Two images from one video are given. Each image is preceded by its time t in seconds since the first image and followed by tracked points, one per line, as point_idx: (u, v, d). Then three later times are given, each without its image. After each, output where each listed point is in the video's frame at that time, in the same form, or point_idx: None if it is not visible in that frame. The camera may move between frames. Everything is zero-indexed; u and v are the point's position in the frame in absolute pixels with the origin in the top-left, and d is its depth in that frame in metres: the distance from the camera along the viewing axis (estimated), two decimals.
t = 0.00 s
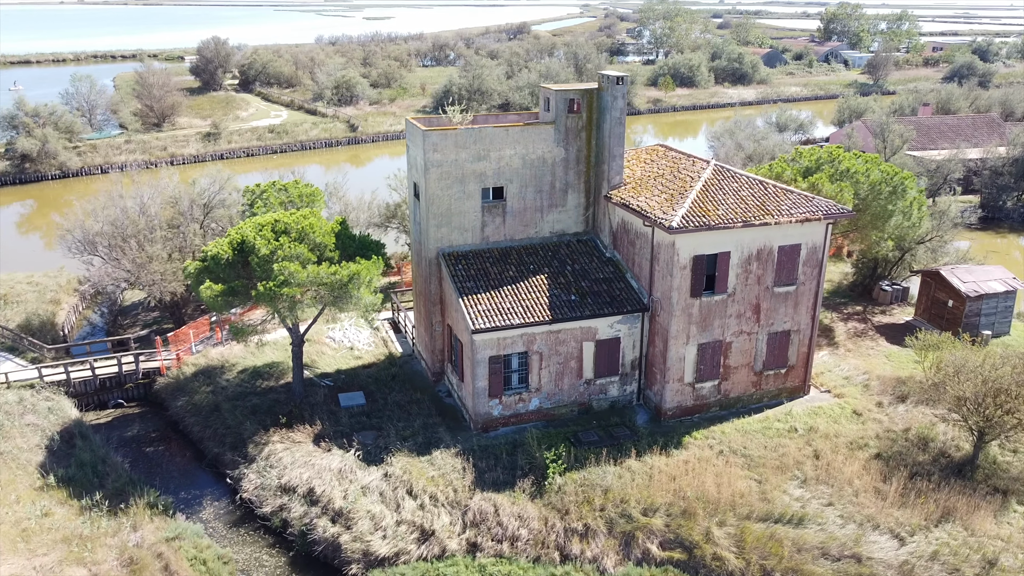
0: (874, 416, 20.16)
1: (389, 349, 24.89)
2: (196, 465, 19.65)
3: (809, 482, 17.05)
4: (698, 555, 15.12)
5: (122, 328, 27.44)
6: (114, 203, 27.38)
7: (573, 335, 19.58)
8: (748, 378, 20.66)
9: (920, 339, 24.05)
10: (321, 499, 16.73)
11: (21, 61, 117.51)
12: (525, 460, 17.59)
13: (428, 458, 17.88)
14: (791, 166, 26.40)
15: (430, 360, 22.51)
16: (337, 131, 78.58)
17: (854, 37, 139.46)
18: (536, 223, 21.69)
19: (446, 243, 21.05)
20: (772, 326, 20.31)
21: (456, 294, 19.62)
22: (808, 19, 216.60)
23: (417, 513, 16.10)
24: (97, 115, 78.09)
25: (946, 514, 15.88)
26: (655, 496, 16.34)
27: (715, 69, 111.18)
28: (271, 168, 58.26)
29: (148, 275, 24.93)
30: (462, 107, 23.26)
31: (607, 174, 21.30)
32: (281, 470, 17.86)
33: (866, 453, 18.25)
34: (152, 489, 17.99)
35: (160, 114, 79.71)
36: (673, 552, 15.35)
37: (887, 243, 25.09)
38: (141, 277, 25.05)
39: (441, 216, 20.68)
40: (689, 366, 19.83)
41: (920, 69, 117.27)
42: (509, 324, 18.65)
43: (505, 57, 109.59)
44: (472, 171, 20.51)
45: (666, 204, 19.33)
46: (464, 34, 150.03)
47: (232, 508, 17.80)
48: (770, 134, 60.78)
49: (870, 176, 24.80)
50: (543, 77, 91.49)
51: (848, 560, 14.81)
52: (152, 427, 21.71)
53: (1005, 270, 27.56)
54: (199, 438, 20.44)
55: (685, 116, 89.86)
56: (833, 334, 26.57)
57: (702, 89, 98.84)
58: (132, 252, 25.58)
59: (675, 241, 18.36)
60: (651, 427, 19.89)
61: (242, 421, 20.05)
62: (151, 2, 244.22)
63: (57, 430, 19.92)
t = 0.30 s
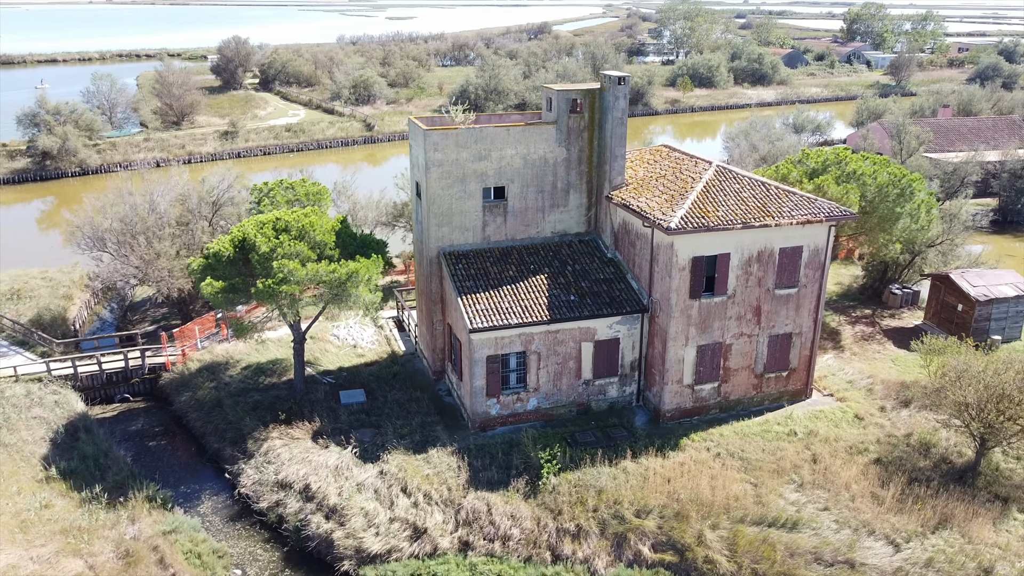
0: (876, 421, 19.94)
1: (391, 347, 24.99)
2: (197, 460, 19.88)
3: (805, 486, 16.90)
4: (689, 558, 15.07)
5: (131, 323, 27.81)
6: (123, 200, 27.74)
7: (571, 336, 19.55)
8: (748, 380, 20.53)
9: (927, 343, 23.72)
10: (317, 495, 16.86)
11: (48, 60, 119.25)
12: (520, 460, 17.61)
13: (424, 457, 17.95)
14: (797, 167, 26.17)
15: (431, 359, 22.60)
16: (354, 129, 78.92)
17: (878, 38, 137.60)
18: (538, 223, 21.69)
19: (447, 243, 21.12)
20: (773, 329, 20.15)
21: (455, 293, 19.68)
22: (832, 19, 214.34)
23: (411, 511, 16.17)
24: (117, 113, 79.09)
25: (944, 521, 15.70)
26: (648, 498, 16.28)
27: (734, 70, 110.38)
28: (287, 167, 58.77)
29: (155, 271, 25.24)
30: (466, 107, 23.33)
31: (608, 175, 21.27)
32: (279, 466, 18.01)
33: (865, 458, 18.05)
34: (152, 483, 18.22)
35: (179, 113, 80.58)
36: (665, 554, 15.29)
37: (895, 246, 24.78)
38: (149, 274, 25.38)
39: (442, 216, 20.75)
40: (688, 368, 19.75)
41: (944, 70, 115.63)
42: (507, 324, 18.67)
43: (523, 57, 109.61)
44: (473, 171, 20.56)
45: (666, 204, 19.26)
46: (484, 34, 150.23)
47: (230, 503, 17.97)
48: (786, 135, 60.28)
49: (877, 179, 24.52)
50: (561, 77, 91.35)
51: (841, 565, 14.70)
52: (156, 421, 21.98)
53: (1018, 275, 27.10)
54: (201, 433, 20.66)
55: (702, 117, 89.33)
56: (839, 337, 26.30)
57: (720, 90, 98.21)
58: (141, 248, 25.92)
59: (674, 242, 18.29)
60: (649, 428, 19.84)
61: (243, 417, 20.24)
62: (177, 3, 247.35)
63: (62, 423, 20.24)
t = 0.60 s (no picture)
0: (878, 426, 19.71)
1: (394, 345, 25.11)
2: (198, 454, 20.11)
3: (801, 490, 16.75)
4: (680, 560, 15.02)
5: (140, 320, 28.19)
6: (133, 198, 28.11)
7: (570, 336, 19.53)
8: (749, 383, 20.39)
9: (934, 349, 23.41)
10: (311, 492, 17.00)
11: (75, 59, 121.03)
12: (515, 460, 17.63)
13: (420, 455, 18.02)
14: (804, 168, 25.93)
15: (432, 358, 22.70)
16: (371, 128, 79.26)
17: (902, 39, 136.03)
18: (539, 223, 21.69)
19: (448, 242, 21.18)
20: (774, 331, 20.00)
21: (455, 292, 19.75)
22: (857, 20, 211.85)
23: (404, 509, 16.26)
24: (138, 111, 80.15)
25: (941, 528, 15.50)
26: (641, 499, 16.22)
27: (755, 71, 109.61)
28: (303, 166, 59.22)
29: (164, 267, 25.60)
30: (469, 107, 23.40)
31: (610, 176, 21.23)
32: (276, 461, 18.17)
33: (864, 463, 17.87)
34: (152, 477, 18.47)
35: (199, 112, 81.46)
36: (656, 556, 15.25)
37: (903, 249, 24.45)
38: (157, 270, 25.73)
39: (443, 214, 20.82)
40: (687, 370, 19.68)
41: (970, 72, 113.90)
42: (505, 323, 18.70)
43: (542, 57, 109.60)
44: (474, 170, 20.62)
45: (666, 205, 19.19)
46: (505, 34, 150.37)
47: (227, 498, 18.17)
48: (803, 137, 59.75)
49: (885, 181, 24.24)
50: (579, 78, 91.22)
51: (833, 571, 14.61)
52: (160, 416, 22.27)
53: None
54: (203, 428, 20.90)
55: (721, 118, 88.79)
56: (846, 341, 26.01)
57: (740, 91, 97.48)
58: (150, 245, 26.27)
59: (672, 243, 18.22)
60: (647, 429, 19.78)
61: (244, 413, 20.46)
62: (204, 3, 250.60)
63: (68, 417, 20.58)
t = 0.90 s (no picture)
0: (879, 430, 19.48)
1: (397, 343, 25.23)
2: (199, 448, 20.37)
3: (797, 494, 16.61)
4: (670, 562, 14.96)
5: (150, 315, 28.57)
6: (143, 194, 28.48)
7: (568, 335, 19.51)
8: (749, 385, 20.25)
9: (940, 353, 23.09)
10: (307, 487, 17.15)
11: (101, 57, 122.90)
12: (509, 459, 17.66)
13: (416, 452, 18.09)
14: (810, 169, 25.66)
15: (433, 356, 22.77)
16: (388, 127, 79.58)
17: (928, 39, 134.08)
18: (540, 222, 21.68)
19: (448, 240, 21.25)
20: (774, 333, 19.84)
21: (454, 290, 19.80)
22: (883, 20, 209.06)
23: (397, 506, 16.36)
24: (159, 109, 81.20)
25: (937, 535, 15.31)
26: (633, 500, 16.17)
27: (776, 71, 108.67)
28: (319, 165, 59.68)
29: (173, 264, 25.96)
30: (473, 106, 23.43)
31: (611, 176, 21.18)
32: (274, 457, 18.35)
33: (863, 468, 17.67)
34: (153, 469, 18.73)
35: (218, 110, 82.35)
36: (647, 557, 15.20)
37: (910, 252, 24.15)
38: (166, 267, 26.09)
39: (443, 213, 20.89)
40: (685, 371, 19.58)
41: (997, 73, 112.02)
42: (502, 322, 18.71)
43: (562, 57, 109.46)
44: (475, 169, 20.67)
45: (666, 206, 19.10)
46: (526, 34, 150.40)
47: (226, 492, 18.38)
48: (820, 138, 59.17)
49: (892, 183, 23.96)
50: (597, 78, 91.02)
51: None
52: (165, 409, 22.57)
53: None
54: (205, 423, 21.15)
55: (740, 118, 88.16)
56: (852, 344, 25.73)
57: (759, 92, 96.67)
58: (158, 242, 26.62)
59: (670, 243, 18.14)
60: (645, 430, 19.71)
61: (245, 408, 20.68)
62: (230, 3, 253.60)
63: (74, 409, 20.95)
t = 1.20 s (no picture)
0: (880, 435, 19.25)
1: (400, 341, 25.36)
2: (201, 441, 20.64)
3: (791, 498, 16.48)
4: (660, 564, 14.92)
5: (159, 310, 28.96)
6: (154, 191, 28.90)
7: (566, 335, 19.50)
8: (749, 387, 20.11)
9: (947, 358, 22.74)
10: (302, 482, 17.32)
11: (129, 57, 124.72)
12: (503, 458, 17.70)
13: (412, 449, 18.19)
14: (817, 170, 25.43)
15: (434, 354, 22.86)
16: (405, 126, 79.88)
17: (956, 39, 131.94)
18: (542, 221, 21.70)
19: (449, 239, 21.33)
20: (775, 335, 19.69)
21: (453, 288, 19.88)
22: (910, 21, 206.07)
23: (390, 502, 16.47)
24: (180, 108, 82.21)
25: (932, 541, 15.12)
26: (625, 500, 16.14)
27: (798, 72, 107.59)
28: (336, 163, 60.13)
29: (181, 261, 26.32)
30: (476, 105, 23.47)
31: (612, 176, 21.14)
32: (272, 451, 18.55)
33: (861, 472, 17.48)
34: (154, 462, 19.02)
35: (239, 108, 83.21)
36: (637, 558, 15.18)
37: (918, 255, 23.84)
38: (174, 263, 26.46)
39: (444, 212, 20.97)
40: (683, 372, 19.50)
41: None
42: (499, 321, 18.75)
43: (582, 57, 109.19)
44: (476, 168, 20.74)
45: (665, 206, 19.03)
46: (548, 34, 150.21)
47: (224, 485, 18.60)
48: (839, 140, 58.52)
49: (899, 186, 23.69)
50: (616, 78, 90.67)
51: None
52: (170, 404, 22.89)
53: None
54: (208, 417, 21.42)
55: (760, 119, 87.42)
56: (859, 347, 25.45)
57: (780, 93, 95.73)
58: (167, 239, 27.01)
59: (668, 244, 18.07)
60: (642, 431, 19.68)
61: (247, 403, 20.92)
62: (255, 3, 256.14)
63: (80, 401, 21.31)
